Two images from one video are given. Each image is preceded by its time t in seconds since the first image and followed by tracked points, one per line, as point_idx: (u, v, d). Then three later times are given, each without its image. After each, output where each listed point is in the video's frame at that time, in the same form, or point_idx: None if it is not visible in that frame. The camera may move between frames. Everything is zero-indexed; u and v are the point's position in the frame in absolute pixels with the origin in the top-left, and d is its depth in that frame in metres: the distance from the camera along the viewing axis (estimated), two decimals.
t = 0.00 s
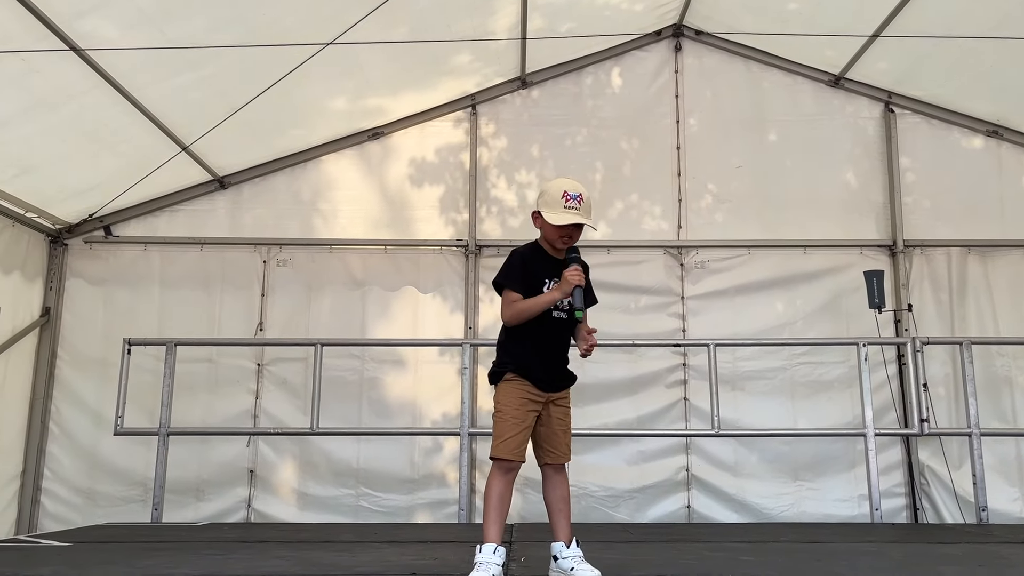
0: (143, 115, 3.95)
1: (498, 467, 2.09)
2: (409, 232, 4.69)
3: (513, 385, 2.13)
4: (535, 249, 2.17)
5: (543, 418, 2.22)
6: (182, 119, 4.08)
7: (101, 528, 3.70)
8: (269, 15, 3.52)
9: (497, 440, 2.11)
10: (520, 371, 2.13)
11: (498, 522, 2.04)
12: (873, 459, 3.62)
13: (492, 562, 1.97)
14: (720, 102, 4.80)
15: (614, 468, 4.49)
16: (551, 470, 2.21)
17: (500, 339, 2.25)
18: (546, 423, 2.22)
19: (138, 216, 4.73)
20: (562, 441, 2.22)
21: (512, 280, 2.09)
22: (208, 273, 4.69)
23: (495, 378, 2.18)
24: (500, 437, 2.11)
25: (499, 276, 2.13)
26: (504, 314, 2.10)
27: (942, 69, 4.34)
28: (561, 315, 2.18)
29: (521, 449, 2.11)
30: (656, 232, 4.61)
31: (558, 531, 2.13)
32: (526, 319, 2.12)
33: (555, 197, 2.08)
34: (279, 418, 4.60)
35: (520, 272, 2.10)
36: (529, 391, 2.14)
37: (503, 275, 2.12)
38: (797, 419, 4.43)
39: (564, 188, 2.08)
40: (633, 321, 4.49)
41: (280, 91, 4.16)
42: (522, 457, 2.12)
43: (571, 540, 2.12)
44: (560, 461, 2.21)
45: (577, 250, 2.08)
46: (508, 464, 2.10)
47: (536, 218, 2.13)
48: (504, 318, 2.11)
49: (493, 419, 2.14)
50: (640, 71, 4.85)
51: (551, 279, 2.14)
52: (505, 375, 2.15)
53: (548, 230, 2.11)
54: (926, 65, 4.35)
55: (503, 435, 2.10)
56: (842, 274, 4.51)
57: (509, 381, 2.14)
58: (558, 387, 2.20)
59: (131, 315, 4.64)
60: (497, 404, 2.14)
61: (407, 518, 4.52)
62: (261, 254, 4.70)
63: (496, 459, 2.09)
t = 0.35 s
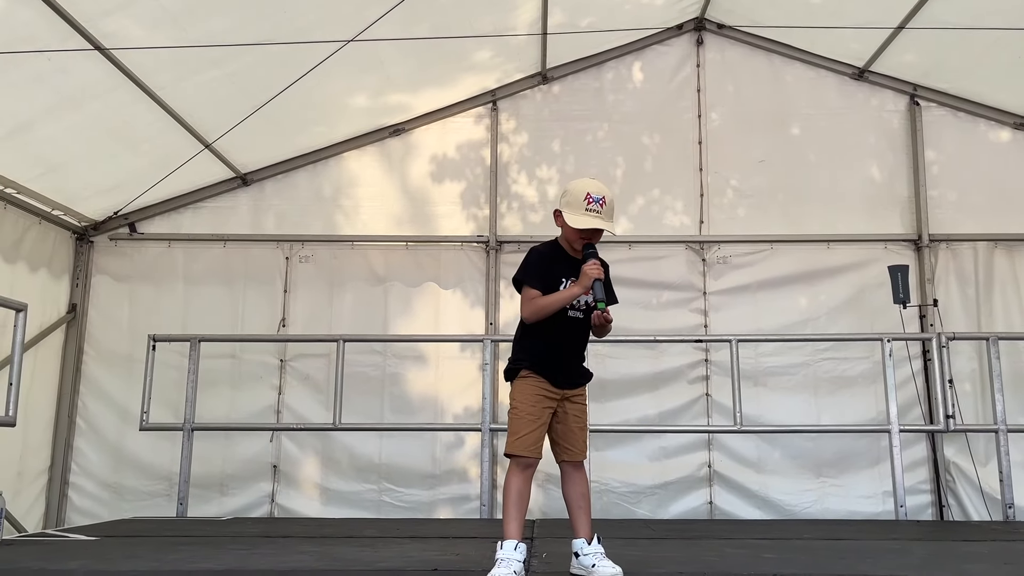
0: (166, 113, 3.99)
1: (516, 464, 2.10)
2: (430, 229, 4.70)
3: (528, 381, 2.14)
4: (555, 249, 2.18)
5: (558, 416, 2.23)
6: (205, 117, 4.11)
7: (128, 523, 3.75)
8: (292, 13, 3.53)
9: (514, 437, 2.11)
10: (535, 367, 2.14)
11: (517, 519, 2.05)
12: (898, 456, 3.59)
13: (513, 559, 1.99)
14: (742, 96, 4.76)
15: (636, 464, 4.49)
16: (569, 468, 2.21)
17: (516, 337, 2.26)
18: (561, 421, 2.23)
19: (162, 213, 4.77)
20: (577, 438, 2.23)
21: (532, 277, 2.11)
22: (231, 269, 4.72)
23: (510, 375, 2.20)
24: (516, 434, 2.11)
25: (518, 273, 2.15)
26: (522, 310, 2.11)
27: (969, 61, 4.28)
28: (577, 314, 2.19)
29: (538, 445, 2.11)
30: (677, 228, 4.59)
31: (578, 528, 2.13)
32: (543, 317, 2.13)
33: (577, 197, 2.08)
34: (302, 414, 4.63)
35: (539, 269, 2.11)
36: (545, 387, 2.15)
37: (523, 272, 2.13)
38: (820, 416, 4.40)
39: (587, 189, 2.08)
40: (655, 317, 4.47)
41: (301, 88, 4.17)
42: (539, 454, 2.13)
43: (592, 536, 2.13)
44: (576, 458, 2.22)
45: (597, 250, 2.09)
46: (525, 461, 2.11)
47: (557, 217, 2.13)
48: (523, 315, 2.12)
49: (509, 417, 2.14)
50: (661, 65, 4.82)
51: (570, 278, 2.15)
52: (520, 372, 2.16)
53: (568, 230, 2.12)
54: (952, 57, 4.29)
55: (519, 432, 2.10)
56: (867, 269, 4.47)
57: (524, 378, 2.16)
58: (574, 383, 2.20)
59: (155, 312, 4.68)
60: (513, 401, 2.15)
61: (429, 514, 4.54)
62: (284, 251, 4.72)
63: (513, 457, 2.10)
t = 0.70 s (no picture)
0: (176, 111, 4.00)
1: (521, 465, 2.11)
2: (438, 226, 4.70)
3: (533, 384, 2.15)
4: (562, 252, 2.17)
5: (564, 416, 2.24)
6: (214, 115, 4.12)
7: (138, 519, 3.79)
8: (299, 12, 3.54)
9: (520, 439, 2.13)
10: (540, 370, 2.14)
11: (523, 519, 2.07)
12: (908, 456, 3.57)
13: (517, 560, 1.99)
14: (752, 93, 4.74)
15: (644, 462, 4.49)
16: (575, 469, 2.22)
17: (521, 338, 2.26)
18: (567, 422, 2.24)
19: (172, 210, 4.80)
20: (583, 439, 2.24)
21: (536, 282, 2.11)
22: (240, 266, 4.74)
23: (516, 377, 2.21)
24: (522, 435, 2.13)
25: (523, 277, 2.15)
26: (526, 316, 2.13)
27: (982, 58, 4.24)
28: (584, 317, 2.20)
29: (544, 447, 2.13)
30: (686, 225, 4.58)
31: (584, 528, 2.14)
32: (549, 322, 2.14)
33: (580, 201, 2.07)
34: (311, 411, 4.65)
35: (545, 274, 2.12)
36: (550, 389, 2.16)
37: (527, 276, 2.13)
38: (830, 414, 4.38)
39: (589, 193, 2.06)
40: (664, 315, 4.47)
41: (309, 86, 4.18)
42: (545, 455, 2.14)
43: (597, 537, 2.14)
44: (582, 459, 2.22)
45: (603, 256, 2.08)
46: (532, 462, 2.12)
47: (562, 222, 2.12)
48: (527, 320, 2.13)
49: (515, 418, 2.16)
50: (671, 62, 4.80)
51: (575, 282, 2.15)
52: (526, 374, 2.17)
53: (573, 236, 2.11)
54: (965, 53, 4.25)
55: (526, 433, 2.12)
56: (877, 267, 4.44)
57: (529, 380, 2.16)
58: (580, 385, 2.20)
59: (166, 309, 4.71)
60: (519, 403, 2.16)
61: (438, 510, 4.55)
62: (293, 248, 4.74)
63: (520, 458, 2.11)
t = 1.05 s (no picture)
0: (172, 97, 3.98)
1: (519, 450, 2.10)
2: (437, 213, 4.68)
3: (529, 370, 2.14)
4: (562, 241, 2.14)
5: (562, 402, 2.22)
6: (211, 101, 4.10)
7: (136, 505, 3.78)
8: None
9: (518, 425, 2.11)
10: (534, 357, 2.13)
11: (519, 505, 2.07)
12: (907, 445, 3.56)
13: (514, 544, 1.99)
14: (754, 80, 4.70)
15: (643, 451, 4.47)
16: (573, 454, 2.21)
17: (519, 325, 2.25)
18: (565, 407, 2.21)
19: (170, 197, 4.77)
20: (582, 425, 2.22)
21: (534, 272, 2.09)
22: (238, 254, 4.72)
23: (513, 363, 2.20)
24: (520, 422, 2.12)
25: (521, 266, 2.13)
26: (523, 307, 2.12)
27: (985, 44, 4.21)
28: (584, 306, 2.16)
29: (542, 433, 2.12)
30: (686, 213, 4.55)
31: (581, 514, 2.14)
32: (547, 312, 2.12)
33: (576, 186, 2.03)
34: (310, 398, 4.64)
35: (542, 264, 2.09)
36: (547, 376, 2.14)
37: (526, 266, 2.11)
38: (829, 404, 4.36)
39: (584, 176, 2.03)
40: (663, 303, 4.45)
41: (307, 72, 4.15)
42: (542, 440, 2.14)
43: (594, 523, 2.13)
44: (580, 445, 2.20)
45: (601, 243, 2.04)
46: (529, 448, 2.11)
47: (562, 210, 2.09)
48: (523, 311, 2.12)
49: (513, 405, 2.14)
50: (672, 49, 4.77)
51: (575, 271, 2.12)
52: (522, 361, 2.15)
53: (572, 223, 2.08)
54: (968, 40, 4.22)
55: (522, 420, 2.11)
56: (879, 256, 4.42)
57: (525, 366, 2.15)
58: (577, 370, 2.17)
59: (163, 296, 4.69)
60: (516, 388, 2.15)
61: (436, 498, 4.55)
62: (291, 235, 4.72)
63: (517, 445, 2.10)
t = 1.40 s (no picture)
0: (162, 84, 3.96)
1: (509, 438, 2.11)
2: (429, 203, 4.68)
3: (520, 357, 2.14)
4: (548, 220, 2.16)
5: (552, 391, 2.23)
6: (202, 89, 4.08)
7: (126, 494, 3.78)
8: None
9: (507, 413, 2.12)
10: (526, 344, 2.13)
11: (509, 493, 2.09)
12: (895, 436, 3.58)
13: (501, 533, 2.03)
14: (746, 72, 4.70)
15: (632, 441, 4.49)
16: (563, 443, 2.22)
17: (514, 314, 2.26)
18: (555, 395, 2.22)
19: (160, 185, 4.76)
20: (571, 414, 2.23)
21: (519, 250, 2.11)
22: (229, 243, 4.71)
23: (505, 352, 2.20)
24: (509, 410, 2.12)
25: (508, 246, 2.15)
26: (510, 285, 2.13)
27: (976, 38, 4.22)
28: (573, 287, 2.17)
29: (531, 422, 2.12)
30: (677, 204, 4.56)
31: (570, 503, 2.16)
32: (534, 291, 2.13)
33: (558, 164, 2.07)
34: (300, 387, 4.64)
35: (529, 242, 2.11)
36: (538, 363, 2.14)
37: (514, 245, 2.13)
38: (818, 395, 4.39)
39: (566, 154, 2.07)
40: (653, 294, 4.46)
41: (299, 61, 4.14)
42: (532, 429, 2.14)
43: (582, 512, 2.16)
44: (570, 434, 2.21)
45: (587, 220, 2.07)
46: (520, 436, 2.11)
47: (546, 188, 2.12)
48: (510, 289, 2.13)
49: (503, 393, 2.15)
50: (664, 40, 4.76)
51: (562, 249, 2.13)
52: (513, 348, 2.16)
53: (557, 201, 2.11)
54: (959, 33, 4.23)
55: (511, 408, 2.11)
56: (869, 248, 4.44)
57: (517, 354, 2.15)
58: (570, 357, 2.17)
59: (154, 285, 4.68)
60: (507, 376, 2.15)
61: (427, 488, 4.56)
62: (282, 225, 4.71)
63: (507, 433, 2.11)
